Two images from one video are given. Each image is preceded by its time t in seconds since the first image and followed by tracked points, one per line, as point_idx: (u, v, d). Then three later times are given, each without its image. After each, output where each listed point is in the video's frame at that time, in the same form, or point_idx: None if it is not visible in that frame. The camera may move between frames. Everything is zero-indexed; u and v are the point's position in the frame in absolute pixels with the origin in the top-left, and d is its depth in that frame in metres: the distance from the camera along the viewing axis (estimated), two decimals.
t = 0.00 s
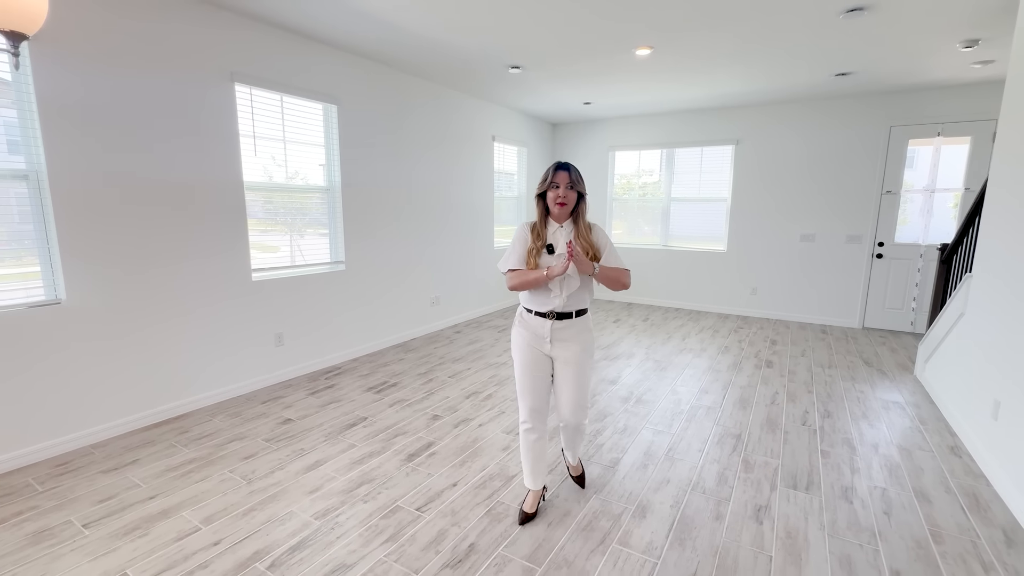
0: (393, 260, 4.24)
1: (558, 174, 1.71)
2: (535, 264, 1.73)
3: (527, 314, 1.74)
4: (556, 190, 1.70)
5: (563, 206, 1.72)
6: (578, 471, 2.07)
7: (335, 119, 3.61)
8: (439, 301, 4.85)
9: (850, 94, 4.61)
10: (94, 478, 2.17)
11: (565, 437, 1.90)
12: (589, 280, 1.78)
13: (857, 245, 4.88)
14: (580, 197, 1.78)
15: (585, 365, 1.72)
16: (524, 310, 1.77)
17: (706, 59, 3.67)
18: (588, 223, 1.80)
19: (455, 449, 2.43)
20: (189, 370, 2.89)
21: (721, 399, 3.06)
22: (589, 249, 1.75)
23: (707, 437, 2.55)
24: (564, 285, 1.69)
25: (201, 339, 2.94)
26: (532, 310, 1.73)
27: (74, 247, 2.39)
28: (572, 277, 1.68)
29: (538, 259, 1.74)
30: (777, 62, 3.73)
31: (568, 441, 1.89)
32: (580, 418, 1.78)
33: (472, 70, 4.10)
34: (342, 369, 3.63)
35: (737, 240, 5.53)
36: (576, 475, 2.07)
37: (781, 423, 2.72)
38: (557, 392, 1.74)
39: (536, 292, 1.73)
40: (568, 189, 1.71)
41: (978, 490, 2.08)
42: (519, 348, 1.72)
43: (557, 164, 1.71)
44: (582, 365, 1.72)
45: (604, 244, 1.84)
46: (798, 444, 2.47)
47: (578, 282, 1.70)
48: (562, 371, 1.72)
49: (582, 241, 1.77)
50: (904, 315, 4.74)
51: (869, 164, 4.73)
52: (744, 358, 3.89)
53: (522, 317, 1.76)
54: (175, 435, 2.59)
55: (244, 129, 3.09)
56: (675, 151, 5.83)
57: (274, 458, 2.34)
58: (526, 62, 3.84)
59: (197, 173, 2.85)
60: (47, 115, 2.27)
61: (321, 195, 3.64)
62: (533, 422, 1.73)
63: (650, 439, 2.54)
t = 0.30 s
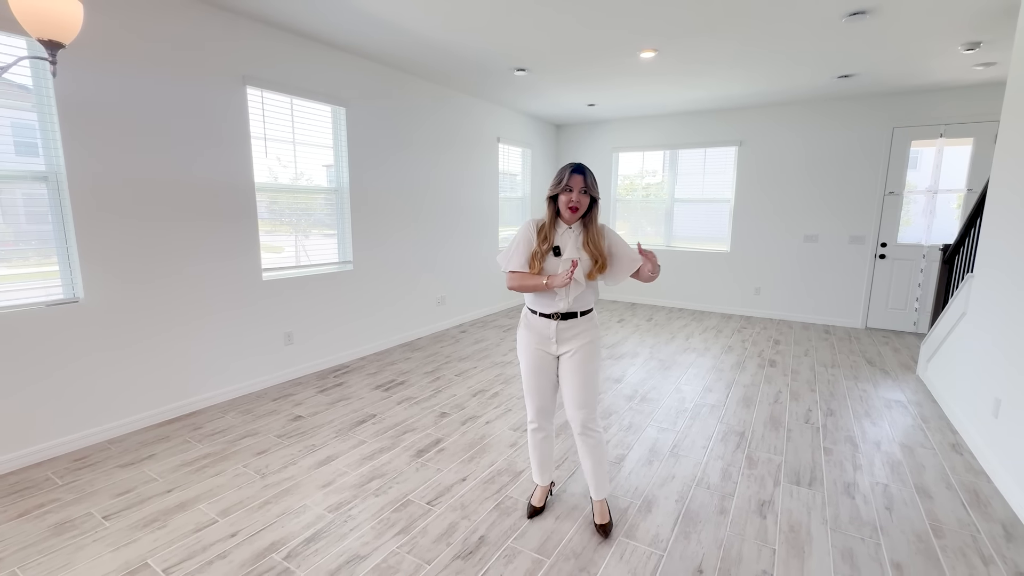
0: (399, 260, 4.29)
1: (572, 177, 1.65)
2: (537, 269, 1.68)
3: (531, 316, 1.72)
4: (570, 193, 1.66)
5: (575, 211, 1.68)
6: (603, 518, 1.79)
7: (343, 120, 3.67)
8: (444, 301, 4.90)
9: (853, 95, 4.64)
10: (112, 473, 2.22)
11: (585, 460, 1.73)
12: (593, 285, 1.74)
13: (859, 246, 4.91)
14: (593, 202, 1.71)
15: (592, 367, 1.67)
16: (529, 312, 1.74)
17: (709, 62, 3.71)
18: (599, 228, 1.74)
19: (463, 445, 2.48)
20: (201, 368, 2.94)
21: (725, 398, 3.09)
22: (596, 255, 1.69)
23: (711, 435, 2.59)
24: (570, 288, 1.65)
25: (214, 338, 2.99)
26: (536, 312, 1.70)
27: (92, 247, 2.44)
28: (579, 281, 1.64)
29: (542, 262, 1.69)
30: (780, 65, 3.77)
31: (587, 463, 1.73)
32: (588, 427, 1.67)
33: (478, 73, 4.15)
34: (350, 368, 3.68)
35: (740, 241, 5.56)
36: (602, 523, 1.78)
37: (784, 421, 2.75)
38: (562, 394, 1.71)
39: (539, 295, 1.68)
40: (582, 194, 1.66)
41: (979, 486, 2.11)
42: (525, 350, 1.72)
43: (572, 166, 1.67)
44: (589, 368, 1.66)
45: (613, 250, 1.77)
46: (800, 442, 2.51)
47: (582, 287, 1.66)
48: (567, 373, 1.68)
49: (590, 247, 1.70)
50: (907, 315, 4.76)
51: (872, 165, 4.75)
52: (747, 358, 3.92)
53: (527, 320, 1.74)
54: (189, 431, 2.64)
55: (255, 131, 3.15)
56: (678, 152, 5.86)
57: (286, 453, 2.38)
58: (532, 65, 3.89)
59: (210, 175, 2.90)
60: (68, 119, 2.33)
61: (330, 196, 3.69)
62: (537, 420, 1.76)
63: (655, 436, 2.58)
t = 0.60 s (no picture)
0: (407, 261, 4.35)
1: (596, 182, 1.67)
2: (558, 266, 1.73)
3: (552, 317, 1.75)
4: (592, 198, 1.69)
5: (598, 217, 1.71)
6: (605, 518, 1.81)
7: (352, 123, 3.73)
8: (450, 301, 4.96)
9: (855, 97, 4.69)
10: (132, 467, 2.27)
11: (597, 459, 1.77)
12: (614, 285, 1.75)
13: (861, 246, 4.96)
14: (617, 205, 1.73)
15: (611, 372, 1.69)
16: (550, 313, 1.78)
17: (713, 65, 3.76)
18: (623, 230, 1.76)
19: (473, 442, 2.53)
20: (215, 366, 3.00)
21: (728, 396, 3.14)
22: (619, 256, 1.71)
23: (716, 432, 2.64)
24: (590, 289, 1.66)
25: (227, 337, 3.05)
26: (556, 312, 1.73)
27: (110, 248, 2.50)
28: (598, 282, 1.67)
29: (562, 261, 1.73)
30: (782, 68, 3.82)
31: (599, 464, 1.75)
32: (605, 428, 1.71)
33: (485, 76, 4.21)
34: (359, 367, 3.74)
35: (743, 241, 5.61)
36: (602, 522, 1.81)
37: (788, 419, 2.80)
38: (579, 395, 1.75)
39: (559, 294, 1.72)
40: (604, 199, 1.69)
41: (979, 482, 2.16)
42: (546, 352, 1.75)
43: (597, 171, 1.69)
44: (607, 373, 1.68)
45: (639, 252, 1.77)
46: (803, 438, 2.56)
47: (602, 287, 1.68)
48: (587, 376, 1.70)
49: (613, 248, 1.72)
50: (908, 316, 4.81)
51: (874, 167, 4.80)
52: (750, 357, 3.97)
53: (548, 320, 1.77)
54: (205, 427, 2.70)
55: (267, 134, 3.21)
56: (681, 153, 5.91)
57: (300, 449, 2.44)
58: (537, 69, 3.95)
59: (224, 176, 2.97)
60: (88, 122, 2.38)
61: (339, 198, 3.75)
62: (554, 422, 1.82)
63: (660, 432, 2.63)
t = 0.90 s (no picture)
0: (412, 260, 4.41)
1: (612, 180, 1.73)
2: (577, 265, 1.81)
3: (574, 317, 1.82)
4: (610, 197, 1.75)
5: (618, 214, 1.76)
6: (612, 508, 1.87)
7: (360, 126, 3.79)
8: (454, 300, 5.03)
9: (854, 100, 4.75)
10: (149, 461, 2.34)
11: (609, 452, 1.83)
12: (635, 284, 1.78)
13: (860, 247, 5.02)
14: (636, 203, 1.78)
15: (627, 371, 1.75)
16: (571, 313, 1.85)
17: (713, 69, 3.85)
18: (643, 228, 1.80)
19: (481, 436, 2.60)
20: (226, 364, 3.06)
21: (730, 393, 3.20)
22: (641, 254, 1.75)
23: (718, 427, 2.70)
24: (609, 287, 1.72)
25: (238, 334, 3.11)
26: (578, 312, 1.81)
27: (128, 247, 2.56)
28: (617, 281, 1.72)
29: (582, 260, 1.81)
30: (782, 71, 3.88)
31: (610, 456, 1.82)
32: (619, 423, 1.77)
33: (489, 79, 4.28)
34: (366, 364, 3.80)
35: (743, 242, 5.68)
36: (609, 512, 1.86)
37: (788, 415, 2.86)
38: (592, 391, 1.81)
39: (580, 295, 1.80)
40: (622, 198, 1.74)
41: (973, 474, 2.23)
42: (566, 353, 1.82)
43: (613, 170, 1.74)
44: (623, 371, 1.74)
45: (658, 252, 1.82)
46: (803, 433, 2.62)
47: (621, 285, 1.72)
48: (605, 373, 1.76)
49: (635, 246, 1.76)
50: (907, 315, 4.87)
51: (872, 168, 4.87)
52: (750, 355, 4.04)
53: (570, 319, 1.84)
54: (218, 422, 2.76)
55: (278, 136, 3.28)
56: (682, 155, 5.98)
57: (312, 443, 2.50)
58: (541, 72, 4.02)
59: (236, 177, 3.03)
60: (107, 125, 2.45)
61: (347, 199, 3.81)
62: (566, 419, 1.88)
63: (662, 428, 2.70)
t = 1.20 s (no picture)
0: (415, 261, 4.48)
1: (620, 182, 1.80)
2: (587, 265, 1.89)
3: (585, 316, 1.89)
4: (618, 198, 1.82)
5: (625, 215, 1.83)
6: (616, 498, 1.93)
7: (366, 128, 3.87)
8: (457, 300, 5.09)
9: (850, 102, 4.83)
10: (163, 455, 2.40)
11: (617, 444, 1.90)
12: (643, 284, 1.83)
13: (857, 247, 5.10)
14: (644, 204, 1.84)
15: (636, 367, 1.81)
16: (582, 313, 1.92)
17: (713, 72, 3.92)
18: (651, 228, 1.85)
19: (486, 432, 2.66)
20: (235, 362, 3.12)
21: (729, 390, 3.27)
22: (648, 255, 1.80)
23: (717, 423, 2.77)
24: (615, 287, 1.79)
25: (247, 332, 3.18)
26: (587, 311, 1.88)
27: (142, 246, 2.63)
28: (624, 281, 1.78)
29: (592, 260, 1.88)
30: (781, 74, 3.95)
31: (618, 449, 1.88)
32: (629, 417, 1.84)
33: (492, 82, 4.34)
34: (371, 363, 3.87)
35: (742, 243, 5.75)
36: (613, 502, 1.93)
37: (786, 411, 2.93)
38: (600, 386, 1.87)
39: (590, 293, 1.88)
40: (629, 198, 1.81)
41: (965, 467, 2.29)
42: (577, 351, 1.89)
43: (620, 172, 1.81)
44: (632, 367, 1.81)
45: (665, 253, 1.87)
46: (800, 428, 2.69)
47: (629, 285, 1.79)
48: (615, 369, 1.82)
49: (642, 246, 1.81)
50: (903, 314, 4.94)
51: (869, 170, 4.95)
52: (749, 354, 4.11)
53: (581, 319, 1.90)
54: (228, 418, 2.82)
55: (286, 138, 3.35)
56: (681, 156, 6.06)
57: (322, 438, 2.57)
58: (544, 75, 4.09)
59: (246, 179, 3.10)
60: (123, 128, 2.51)
61: (353, 200, 3.88)
62: (576, 414, 1.95)
63: (663, 423, 2.76)
